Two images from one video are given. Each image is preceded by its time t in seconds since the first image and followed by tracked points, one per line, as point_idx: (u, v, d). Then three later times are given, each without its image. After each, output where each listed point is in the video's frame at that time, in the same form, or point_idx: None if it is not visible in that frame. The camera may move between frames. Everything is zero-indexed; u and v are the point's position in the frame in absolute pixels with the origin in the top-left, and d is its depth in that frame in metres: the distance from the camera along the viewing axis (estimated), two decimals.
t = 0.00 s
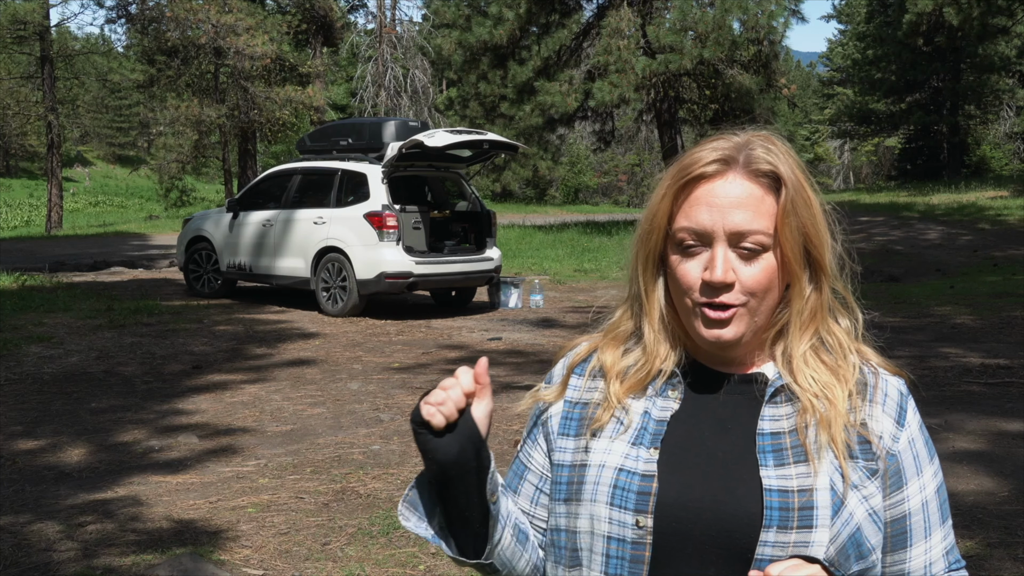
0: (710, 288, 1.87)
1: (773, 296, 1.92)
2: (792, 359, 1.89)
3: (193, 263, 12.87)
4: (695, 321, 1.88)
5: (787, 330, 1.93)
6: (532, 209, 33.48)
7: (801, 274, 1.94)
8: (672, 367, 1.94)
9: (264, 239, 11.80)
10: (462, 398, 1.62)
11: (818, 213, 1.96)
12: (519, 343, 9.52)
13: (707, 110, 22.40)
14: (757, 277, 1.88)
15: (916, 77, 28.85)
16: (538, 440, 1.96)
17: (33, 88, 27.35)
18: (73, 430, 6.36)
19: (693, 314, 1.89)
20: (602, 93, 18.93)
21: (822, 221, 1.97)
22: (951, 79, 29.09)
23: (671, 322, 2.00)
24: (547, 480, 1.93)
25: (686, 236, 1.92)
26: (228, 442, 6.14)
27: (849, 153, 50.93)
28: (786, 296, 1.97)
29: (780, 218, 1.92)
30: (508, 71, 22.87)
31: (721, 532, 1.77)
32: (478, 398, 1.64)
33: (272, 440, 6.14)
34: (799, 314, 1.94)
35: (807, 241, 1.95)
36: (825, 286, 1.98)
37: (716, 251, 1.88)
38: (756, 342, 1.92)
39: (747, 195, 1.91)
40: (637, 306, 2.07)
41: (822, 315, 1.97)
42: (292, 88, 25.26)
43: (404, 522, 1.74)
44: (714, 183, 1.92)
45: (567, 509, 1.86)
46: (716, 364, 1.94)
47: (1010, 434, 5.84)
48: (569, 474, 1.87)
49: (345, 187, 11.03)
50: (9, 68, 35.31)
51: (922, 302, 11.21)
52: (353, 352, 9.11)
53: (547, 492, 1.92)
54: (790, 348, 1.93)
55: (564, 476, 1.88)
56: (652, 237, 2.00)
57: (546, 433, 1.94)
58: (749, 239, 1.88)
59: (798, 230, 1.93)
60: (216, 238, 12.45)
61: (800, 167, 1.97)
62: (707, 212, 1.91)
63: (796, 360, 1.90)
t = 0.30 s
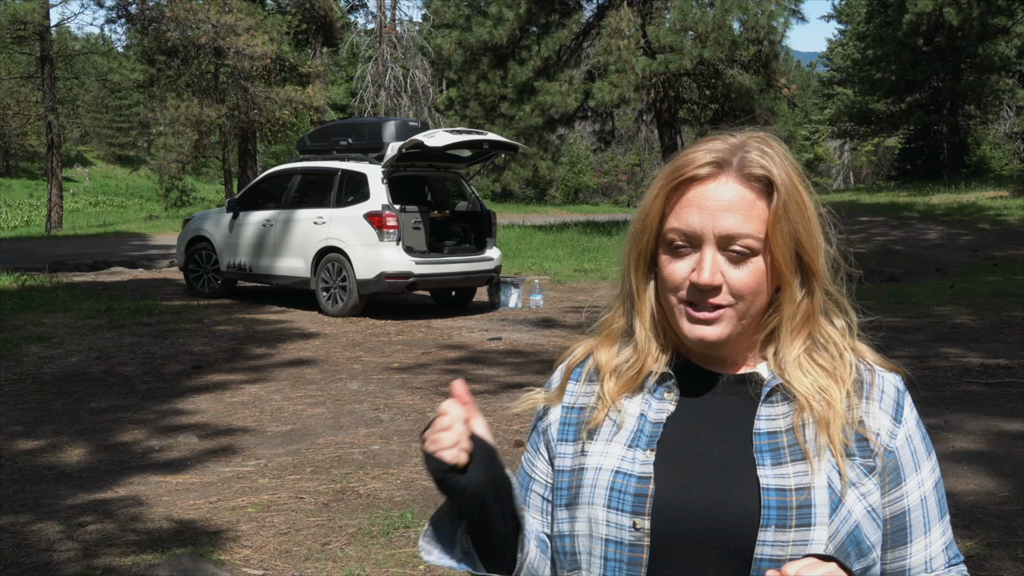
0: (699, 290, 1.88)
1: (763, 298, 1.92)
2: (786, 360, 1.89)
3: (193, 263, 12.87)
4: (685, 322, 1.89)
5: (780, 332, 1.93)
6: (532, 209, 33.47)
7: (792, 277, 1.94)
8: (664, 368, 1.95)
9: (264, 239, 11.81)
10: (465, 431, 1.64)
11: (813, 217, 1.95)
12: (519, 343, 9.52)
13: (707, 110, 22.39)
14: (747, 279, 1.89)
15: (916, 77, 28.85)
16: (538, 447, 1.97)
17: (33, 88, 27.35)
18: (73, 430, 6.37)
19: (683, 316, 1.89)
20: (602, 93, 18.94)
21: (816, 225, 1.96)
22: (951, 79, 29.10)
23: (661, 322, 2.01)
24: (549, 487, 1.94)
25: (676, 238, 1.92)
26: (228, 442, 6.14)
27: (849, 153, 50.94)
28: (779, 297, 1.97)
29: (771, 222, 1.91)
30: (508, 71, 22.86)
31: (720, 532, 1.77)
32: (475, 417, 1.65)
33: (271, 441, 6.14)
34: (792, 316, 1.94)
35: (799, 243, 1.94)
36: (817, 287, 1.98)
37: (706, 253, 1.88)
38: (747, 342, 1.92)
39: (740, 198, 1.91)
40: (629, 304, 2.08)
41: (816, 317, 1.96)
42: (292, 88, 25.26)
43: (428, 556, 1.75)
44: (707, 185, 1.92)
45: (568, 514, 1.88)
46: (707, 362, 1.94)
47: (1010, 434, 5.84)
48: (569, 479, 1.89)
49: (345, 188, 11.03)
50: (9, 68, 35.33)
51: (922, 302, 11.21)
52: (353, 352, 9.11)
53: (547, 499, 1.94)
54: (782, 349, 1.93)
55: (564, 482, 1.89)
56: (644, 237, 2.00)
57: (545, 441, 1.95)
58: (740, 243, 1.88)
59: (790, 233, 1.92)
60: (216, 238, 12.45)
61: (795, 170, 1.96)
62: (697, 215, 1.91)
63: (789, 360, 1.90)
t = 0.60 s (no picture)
0: (693, 290, 1.87)
1: (760, 296, 1.92)
2: (785, 359, 1.89)
3: (193, 263, 12.87)
4: (681, 323, 1.89)
5: (777, 331, 1.93)
6: (532, 209, 33.46)
7: (787, 275, 1.93)
8: (666, 369, 1.95)
9: (264, 239, 11.80)
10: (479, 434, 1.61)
11: (801, 212, 1.95)
12: (519, 343, 9.52)
13: (707, 110, 22.40)
14: (740, 279, 1.88)
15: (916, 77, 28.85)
16: (538, 444, 1.96)
17: (33, 88, 27.35)
18: (73, 430, 6.37)
19: (680, 318, 1.89)
20: (602, 93, 18.94)
21: (808, 222, 1.96)
22: (951, 79, 29.09)
23: (661, 325, 2.01)
24: (547, 486, 1.93)
25: (668, 240, 1.92)
26: (228, 442, 6.14)
27: (849, 153, 50.94)
28: (773, 296, 1.97)
29: (760, 219, 1.91)
30: (508, 71, 22.87)
31: (720, 534, 1.77)
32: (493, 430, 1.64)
33: (272, 441, 6.14)
34: (788, 315, 1.93)
35: (791, 241, 1.94)
36: (813, 285, 1.97)
37: (697, 254, 1.88)
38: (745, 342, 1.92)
39: (728, 198, 1.91)
40: (628, 310, 2.08)
41: (813, 315, 1.96)
42: (292, 88, 25.25)
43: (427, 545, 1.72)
44: (694, 186, 1.92)
45: (566, 512, 1.88)
46: (707, 363, 1.94)
47: (1010, 434, 5.84)
48: (568, 477, 1.88)
49: (345, 187, 11.03)
50: (9, 68, 35.33)
51: (922, 302, 11.21)
52: (353, 352, 9.11)
53: (546, 496, 1.93)
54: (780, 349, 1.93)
55: (563, 479, 1.89)
56: (638, 240, 2.01)
57: (546, 437, 1.95)
58: (729, 242, 1.88)
59: (782, 230, 1.92)
60: (216, 238, 12.45)
61: (784, 167, 1.96)
62: (687, 216, 1.91)
63: (785, 359, 1.90)
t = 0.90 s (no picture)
0: (690, 292, 1.88)
1: (757, 296, 1.91)
2: (783, 359, 1.88)
3: (193, 263, 12.87)
4: (681, 325, 1.88)
5: (775, 331, 1.92)
6: (532, 209, 33.46)
7: (784, 274, 1.92)
8: (665, 370, 1.95)
9: (264, 239, 11.80)
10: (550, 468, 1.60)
11: (797, 210, 1.94)
12: (519, 343, 9.51)
13: (707, 110, 22.39)
14: (737, 278, 1.88)
15: (916, 76, 28.84)
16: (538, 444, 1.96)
17: (33, 89, 27.33)
18: (73, 430, 6.36)
19: (679, 320, 1.89)
20: (602, 93, 18.93)
21: (804, 220, 1.96)
22: (950, 79, 29.08)
23: (657, 326, 2.01)
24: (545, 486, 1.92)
25: (664, 242, 1.92)
26: (228, 442, 6.13)
27: (849, 153, 50.93)
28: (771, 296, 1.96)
29: (755, 218, 1.91)
30: (508, 70, 22.86)
31: (716, 536, 1.76)
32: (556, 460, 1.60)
33: (271, 440, 6.13)
34: (786, 315, 1.93)
35: (787, 239, 1.93)
36: (811, 283, 1.96)
37: (694, 256, 1.88)
38: (745, 341, 1.92)
39: (723, 198, 1.91)
40: (625, 313, 2.08)
41: (811, 313, 1.95)
42: (292, 88, 25.25)
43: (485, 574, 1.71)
44: (689, 187, 1.92)
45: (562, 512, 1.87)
46: (705, 363, 1.94)
47: (1010, 434, 5.83)
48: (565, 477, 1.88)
49: (345, 188, 11.03)
50: (8, 68, 35.33)
51: (922, 302, 11.20)
52: (353, 352, 9.11)
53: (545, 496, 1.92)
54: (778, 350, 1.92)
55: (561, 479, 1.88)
56: (635, 244, 2.00)
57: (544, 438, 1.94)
58: (726, 242, 1.88)
59: (777, 228, 1.91)
60: (216, 238, 12.44)
61: (778, 164, 1.96)
62: (682, 219, 1.91)
63: (783, 359, 1.89)
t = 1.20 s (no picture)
0: (700, 296, 1.88)
1: (766, 299, 1.91)
2: (789, 360, 1.89)
3: (193, 263, 12.87)
4: (689, 328, 1.89)
5: (782, 333, 1.92)
6: (532, 209, 33.47)
7: (791, 277, 1.93)
8: (667, 369, 1.95)
9: (264, 239, 11.80)
10: None
11: (806, 214, 1.94)
12: (519, 343, 9.51)
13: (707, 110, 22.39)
14: (748, 282, 1.88)
15: (916, 76, 28.83)
16: (536, 444, 1.97)
17: (33, 89, 27.32)
18: (73, 430, 6.36)
19: (689, 324, 1.89)
20: (602, 93, 18.93)
21: (812, 224, 1.96)
22: (951, 79, 29.09)
23: (662, 327, 2.01)
24: (545, 485, 1.92)
25: (674, 246, 1.92)
26: (228, 442, 6.14)
27: (849, 153, 50.93)
28: (779, 298, 1.96)
29: (766, 225, 1.91)
30: (508, 70, 22.86)
31: (717, 532, 1.77)
32: None
33: (272, 441, 6.13)
34: (792, 318, 1.93)
35: (795, 244, 1.94)
36: (817, 285, 1.97)
37: (707, 262, 1.88)
38: (751, 342, 1.92)
39: (734, 204, 1.91)
40: (628, 312, 2.07)
41: (816, 315, 1.96)
42: (292, 88, 25.26)
43: None
44: (700, 194, 1.91)
45: (563, 510, 1.87)
46: (710, 364, 1.94)
47: (1010, 434, 5.83)
48: (566, 474, 1.89)
49: (345, 188, 11.03)
50: (8, 68, 35.32)
51: (922, 302, 11.20)
52: (353, 352, 9.11)
53: (544, 496, 1.93)
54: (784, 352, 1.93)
55: (562, 477, 1.89)
56: (641, 246, 2.00)
57: (544, 437, 1.95)
58: (737, 248, 1.88)
59: (786, 233, 1.92)
60: (216, 238, 12.45)
61: (786, 168, 1.96)
62: (695, 224, 1.90)
63: (792, 360, 1.89)
